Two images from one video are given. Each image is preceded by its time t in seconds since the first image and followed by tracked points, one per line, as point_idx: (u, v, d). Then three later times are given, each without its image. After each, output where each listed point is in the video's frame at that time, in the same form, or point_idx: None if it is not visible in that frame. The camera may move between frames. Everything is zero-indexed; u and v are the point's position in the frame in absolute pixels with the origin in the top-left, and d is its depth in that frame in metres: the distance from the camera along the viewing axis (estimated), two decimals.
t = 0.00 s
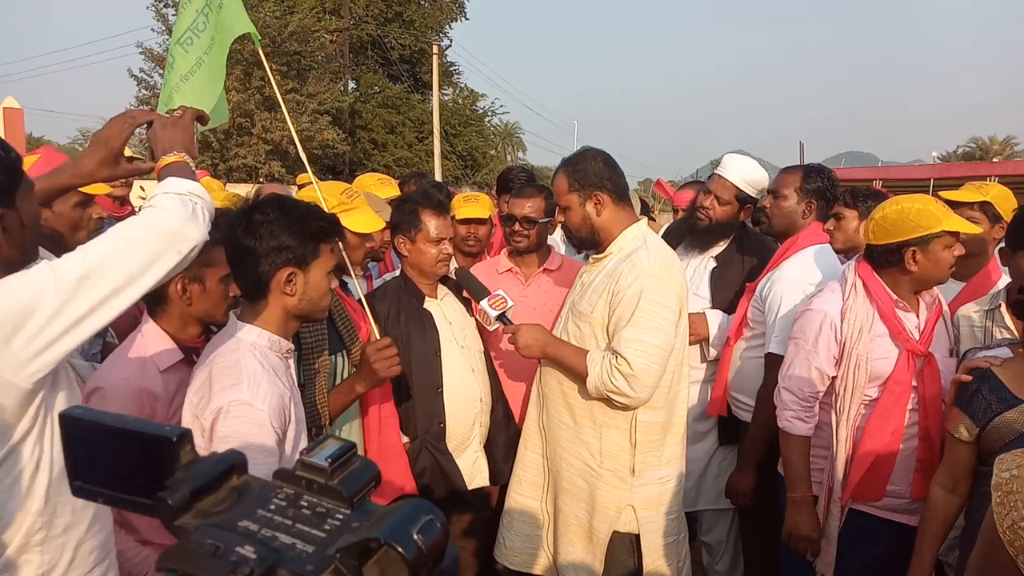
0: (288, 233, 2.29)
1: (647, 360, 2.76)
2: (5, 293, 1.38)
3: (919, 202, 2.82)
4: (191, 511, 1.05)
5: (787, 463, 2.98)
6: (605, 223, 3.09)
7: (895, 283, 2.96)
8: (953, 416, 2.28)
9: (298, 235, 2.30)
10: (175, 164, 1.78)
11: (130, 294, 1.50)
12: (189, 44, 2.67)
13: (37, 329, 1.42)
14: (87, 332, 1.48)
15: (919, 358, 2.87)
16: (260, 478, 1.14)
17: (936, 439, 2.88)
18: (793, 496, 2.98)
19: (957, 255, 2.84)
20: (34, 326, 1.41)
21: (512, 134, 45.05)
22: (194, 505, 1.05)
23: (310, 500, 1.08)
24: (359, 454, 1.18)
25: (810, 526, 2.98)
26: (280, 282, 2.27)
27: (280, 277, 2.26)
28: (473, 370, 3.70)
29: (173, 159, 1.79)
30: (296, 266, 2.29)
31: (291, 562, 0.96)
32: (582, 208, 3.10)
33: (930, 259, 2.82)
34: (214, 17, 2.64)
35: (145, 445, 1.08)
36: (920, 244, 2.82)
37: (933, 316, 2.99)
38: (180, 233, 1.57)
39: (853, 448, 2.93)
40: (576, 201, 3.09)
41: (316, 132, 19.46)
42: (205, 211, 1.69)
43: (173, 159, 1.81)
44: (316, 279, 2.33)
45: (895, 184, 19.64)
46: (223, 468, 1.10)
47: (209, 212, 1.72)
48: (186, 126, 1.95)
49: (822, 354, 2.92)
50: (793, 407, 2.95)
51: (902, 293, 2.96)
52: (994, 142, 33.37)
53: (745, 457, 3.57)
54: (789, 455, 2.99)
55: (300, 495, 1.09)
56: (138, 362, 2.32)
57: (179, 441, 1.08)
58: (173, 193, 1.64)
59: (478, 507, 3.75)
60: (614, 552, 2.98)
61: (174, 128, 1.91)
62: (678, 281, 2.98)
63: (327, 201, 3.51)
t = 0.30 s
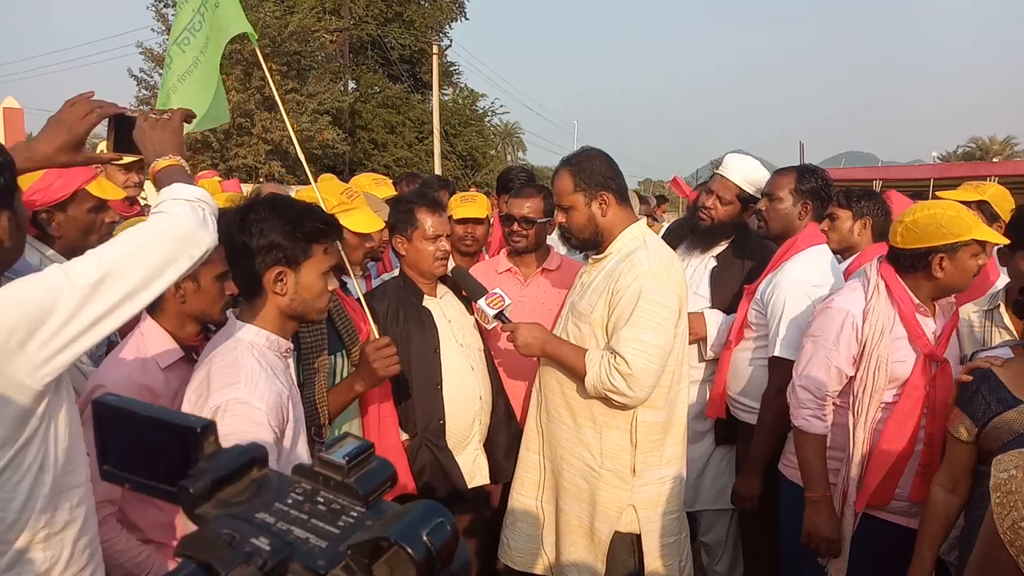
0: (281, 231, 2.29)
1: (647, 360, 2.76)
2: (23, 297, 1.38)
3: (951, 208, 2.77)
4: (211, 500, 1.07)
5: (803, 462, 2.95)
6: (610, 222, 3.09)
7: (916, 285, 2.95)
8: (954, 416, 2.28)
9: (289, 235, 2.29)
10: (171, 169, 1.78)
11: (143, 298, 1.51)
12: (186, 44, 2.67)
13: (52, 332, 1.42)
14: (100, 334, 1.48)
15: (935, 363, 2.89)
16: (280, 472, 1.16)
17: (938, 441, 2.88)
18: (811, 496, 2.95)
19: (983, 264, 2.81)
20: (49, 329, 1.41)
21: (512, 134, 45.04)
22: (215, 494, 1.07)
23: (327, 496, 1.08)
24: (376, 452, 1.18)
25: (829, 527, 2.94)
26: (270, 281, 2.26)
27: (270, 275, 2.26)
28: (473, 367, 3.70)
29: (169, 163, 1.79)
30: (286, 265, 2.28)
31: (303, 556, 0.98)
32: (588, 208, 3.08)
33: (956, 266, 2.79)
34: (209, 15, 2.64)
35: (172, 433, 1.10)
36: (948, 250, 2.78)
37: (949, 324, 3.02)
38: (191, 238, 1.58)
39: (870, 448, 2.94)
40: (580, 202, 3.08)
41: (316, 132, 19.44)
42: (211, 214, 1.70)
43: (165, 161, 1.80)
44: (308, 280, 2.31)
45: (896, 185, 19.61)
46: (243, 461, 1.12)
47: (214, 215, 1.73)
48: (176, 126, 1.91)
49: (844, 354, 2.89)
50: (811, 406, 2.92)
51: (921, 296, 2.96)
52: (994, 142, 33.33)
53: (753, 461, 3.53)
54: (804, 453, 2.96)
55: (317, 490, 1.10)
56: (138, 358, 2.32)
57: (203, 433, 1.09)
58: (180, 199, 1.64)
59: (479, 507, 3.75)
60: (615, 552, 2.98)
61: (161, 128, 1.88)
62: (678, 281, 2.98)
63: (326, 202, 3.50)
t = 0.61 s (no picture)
0: (278, 232, 2.29)
1: (647, 360, 2.76)
2: (72, 290, 1.38)
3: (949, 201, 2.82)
4: (203, 507, 1.04)
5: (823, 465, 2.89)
6: (609, 223, 3.09)
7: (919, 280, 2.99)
8: (954, 415, 2.28)
9: (283, 234, 2.29)
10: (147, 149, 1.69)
11: (181, 276, 1.54)
12: (181, 44, 2.67)
13: (105, 318, 1.43)
14: (148, 315, 1.50)
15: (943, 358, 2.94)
16: (270, 477, 1.15)
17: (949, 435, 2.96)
18: (836, 498, 2.89)
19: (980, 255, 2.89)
20: (104, 315, 1.43)
21: (512, 134, 45.05)
22: (206, 501, 1.04)
23: (320, 501, 1.09)
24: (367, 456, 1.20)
25: (856, 526, 2.88)
26: (265, 279, 2.27)
27: (265, 274, 2.26)
28: (473, 366, 3.70)
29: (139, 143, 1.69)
30: (281, 263, 2.28)
31: (302, 561, 0.97)
32: (587, 210, 3.08)
33: (957, 259, 2.85)
34: (205, 15, 2.64)
35: (161, 440, 1.07)
36: (950, 244, 2.83)
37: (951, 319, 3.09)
38: (213, 218, 1.58)
39: (887, 445, 2.94)
40: (580, 203, 3.08)
41: (316, 132, 19.44)
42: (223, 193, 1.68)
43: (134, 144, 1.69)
44: (303, 279, 2.31)
45: (895, 185, 19.59)
46: (234, 467, 1.09)
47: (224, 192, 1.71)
48: (132, 108, 1.76)
49: (856, 352, 2.89)
50: (825, 407, 2.88)
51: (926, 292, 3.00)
52: (994, 142, 33.31)
53: (755, 464, 3.54)
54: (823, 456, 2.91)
55: (310, 496, 1.10)
56: (139, 356, 2.33)
57: (195, 438, 1.06)
58: (195, 180, 1.60)
59: (479, 507, 3.75)
60: (614, 552, 2.98)
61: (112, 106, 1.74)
62: (679, 280, 2.98)
63: (325, 202, 3.50)
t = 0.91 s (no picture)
0: (278, 232, 2.29)
1: (647, 361, 2.76)
2: (128, 276, 1.47)
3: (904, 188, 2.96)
4: (183, 520, 1.00)
5: (827, 469, 2.88)
6: (609, 224, 3.09)
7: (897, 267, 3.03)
8: (954, 414, 2.28)
9: (279, 234, 2.29)
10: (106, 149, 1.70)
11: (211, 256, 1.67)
12: (178, 45, 2.65)
13: (160, 300, 1.54)
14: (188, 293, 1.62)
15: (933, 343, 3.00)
16: (252, 487, 1.09)
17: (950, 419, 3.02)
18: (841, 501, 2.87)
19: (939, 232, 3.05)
20: (159, 297, 1.53)
21: (512, 134, 45.10)
22: (185, 514, 1.00)
23: (303, 511, 1.04)
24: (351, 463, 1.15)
25: (863, 530, 2.86)
26: (262, 279, 2.27)
27: (263, 273, 2.27)
28: (475, 369, 3.71)
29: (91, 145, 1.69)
30: (277, 263, 2.28)
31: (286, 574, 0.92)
32: (586, 211, 3.09)
33: (928, 239, 2.97)
34: (203, 16, 2.63)
35: (136, 450, 1.04)
36: (921, 225, 2.95)
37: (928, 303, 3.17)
38: (222, 206, 1.70)
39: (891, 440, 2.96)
40: (579, 204, 3.08)
41: (316, 132, 19.46)
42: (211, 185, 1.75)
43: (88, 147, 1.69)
44: (301, 279, 2.31)
45: (894, 185, 19.60)
46: (215, 476, 1.05)
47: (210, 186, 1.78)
48: (58, 106, 1.75)
49: (853, 348, 2.89)
50: (827, 409, 2.87)
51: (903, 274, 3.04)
52: (993, 142, 33.34)
53: (749, 463, 3.52)
54: (826, 459, 2.88)
55: (292, 505, 1.05)
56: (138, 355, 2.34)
57: (172, 448, 1.04)
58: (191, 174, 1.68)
59: (478, 506, 3.75)
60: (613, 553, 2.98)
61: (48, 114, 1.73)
62: (679, 281, 2.97)
63: (325, 203, 3.50)
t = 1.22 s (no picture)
0: (281, 232, 2.29)
1: (647, 360, 2.76)
2: (135, 280, 1.46)
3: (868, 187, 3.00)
4: (178, 526, 1.00)
5: (820, 471, 2.88)
6: (609, 224, 3.09)
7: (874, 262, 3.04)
8: (958, 413, 2.28)
9: (285, 233, 2.29)
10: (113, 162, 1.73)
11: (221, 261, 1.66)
12: (178, 45, 2.64)
13: (167, 303, 1.52)
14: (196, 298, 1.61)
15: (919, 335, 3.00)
16: (249, 492, 1.09)
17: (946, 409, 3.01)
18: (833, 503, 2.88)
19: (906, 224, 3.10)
20: (167, 300, 1.52)
21: (512, 134, 45.08)
22: (180, 521, 1.00)
23: (302, 520, 1.03)
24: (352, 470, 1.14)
25: (856, 532, 2.87)
26: (267, 280, 2.27)
27: (267, 273, 2.26)
28: (468, 367, 3.67)
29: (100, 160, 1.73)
30: (282, 262, 2.28)
31: None
32: (587, 211, 3.09)
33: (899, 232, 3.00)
34: (205, 17, 2.63)
35: (132, 454, 1.04)
36: (892, 219, 2.98)
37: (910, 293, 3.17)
38: (236, 210, 1.69)
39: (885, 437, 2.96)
40: (579, 204, 3.08)
41: (316, 132, 19.45)
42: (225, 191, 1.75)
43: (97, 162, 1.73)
44: (306, 278, 2.32)
45: (895, 185, 19.58)
46: (212, 482, 1.05)
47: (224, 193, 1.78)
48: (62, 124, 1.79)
49: (837, 346, 2.90)
50: (818, 411, 2.87)
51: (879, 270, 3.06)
52: (993, 142, 33.33)
53: (748, 462, 3.53)
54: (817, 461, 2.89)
55: (291, 513, 1.05)
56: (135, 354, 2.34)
57: (168, 454, 1.04)
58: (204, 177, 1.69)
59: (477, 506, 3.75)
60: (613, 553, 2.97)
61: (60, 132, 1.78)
62: (680, 280, 2.96)
63: (327, 203, 3.49)
